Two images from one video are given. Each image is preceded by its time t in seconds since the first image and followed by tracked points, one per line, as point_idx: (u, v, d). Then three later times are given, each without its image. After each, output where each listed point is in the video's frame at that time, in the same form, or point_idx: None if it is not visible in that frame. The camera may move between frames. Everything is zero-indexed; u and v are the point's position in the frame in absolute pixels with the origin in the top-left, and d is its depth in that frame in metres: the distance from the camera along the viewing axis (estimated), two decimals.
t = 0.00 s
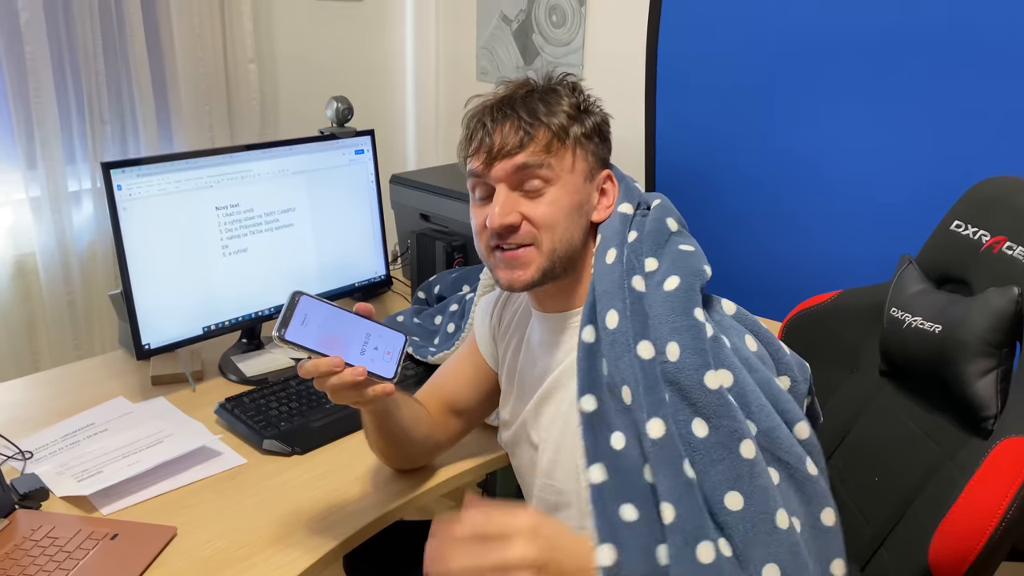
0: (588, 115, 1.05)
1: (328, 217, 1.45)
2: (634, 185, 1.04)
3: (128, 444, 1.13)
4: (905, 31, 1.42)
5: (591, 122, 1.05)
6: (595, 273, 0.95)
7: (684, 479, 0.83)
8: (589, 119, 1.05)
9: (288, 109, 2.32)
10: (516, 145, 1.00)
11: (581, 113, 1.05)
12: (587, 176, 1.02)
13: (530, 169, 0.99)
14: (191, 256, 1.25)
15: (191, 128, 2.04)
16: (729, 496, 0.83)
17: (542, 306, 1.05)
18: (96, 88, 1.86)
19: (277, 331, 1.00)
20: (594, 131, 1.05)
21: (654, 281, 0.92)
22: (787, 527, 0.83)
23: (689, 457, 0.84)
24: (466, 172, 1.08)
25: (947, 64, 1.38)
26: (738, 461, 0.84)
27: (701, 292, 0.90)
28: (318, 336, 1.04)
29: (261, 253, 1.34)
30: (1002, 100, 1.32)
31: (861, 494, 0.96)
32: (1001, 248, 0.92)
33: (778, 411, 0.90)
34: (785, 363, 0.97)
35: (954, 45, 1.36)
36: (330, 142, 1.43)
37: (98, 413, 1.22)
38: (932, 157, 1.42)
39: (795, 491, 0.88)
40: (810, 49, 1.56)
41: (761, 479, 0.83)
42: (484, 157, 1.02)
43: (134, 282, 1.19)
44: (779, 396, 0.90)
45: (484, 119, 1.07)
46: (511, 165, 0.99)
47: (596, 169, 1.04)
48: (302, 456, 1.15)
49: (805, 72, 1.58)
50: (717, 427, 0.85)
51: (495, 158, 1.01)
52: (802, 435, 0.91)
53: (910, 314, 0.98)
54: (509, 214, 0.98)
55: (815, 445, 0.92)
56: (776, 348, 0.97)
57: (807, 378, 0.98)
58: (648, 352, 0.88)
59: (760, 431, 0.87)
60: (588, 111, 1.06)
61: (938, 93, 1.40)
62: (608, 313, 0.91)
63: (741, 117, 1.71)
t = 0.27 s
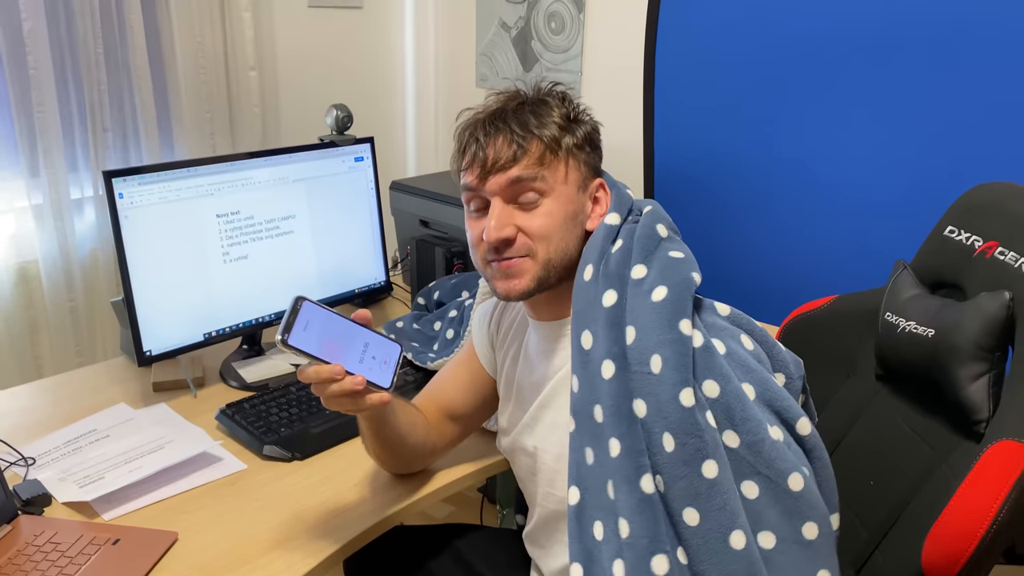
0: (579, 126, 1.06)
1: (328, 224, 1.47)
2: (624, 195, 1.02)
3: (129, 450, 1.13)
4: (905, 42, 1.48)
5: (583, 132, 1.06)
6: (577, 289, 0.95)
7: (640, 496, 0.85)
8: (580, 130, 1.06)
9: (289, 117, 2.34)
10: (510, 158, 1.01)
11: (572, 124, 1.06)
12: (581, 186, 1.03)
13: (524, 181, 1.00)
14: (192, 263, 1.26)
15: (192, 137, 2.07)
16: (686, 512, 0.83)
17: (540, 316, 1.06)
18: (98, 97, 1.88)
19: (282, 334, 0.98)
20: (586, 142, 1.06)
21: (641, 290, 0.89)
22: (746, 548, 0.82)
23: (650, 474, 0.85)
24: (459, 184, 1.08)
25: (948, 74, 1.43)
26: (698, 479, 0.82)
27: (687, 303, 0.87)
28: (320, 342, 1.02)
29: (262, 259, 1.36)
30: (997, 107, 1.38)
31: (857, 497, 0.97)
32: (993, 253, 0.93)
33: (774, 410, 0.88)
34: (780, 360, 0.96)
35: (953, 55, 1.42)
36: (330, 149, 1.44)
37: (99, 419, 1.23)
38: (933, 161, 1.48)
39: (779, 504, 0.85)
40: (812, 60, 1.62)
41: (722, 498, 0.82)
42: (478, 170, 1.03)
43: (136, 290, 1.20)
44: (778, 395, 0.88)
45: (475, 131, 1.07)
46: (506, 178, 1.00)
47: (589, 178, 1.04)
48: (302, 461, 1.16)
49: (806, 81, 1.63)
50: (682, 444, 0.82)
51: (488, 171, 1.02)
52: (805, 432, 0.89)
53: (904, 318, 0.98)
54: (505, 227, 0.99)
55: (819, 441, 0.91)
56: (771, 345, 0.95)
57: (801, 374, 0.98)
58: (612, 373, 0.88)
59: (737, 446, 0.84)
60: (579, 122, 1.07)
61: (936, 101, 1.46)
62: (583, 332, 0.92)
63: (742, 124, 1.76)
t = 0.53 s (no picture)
0: (567, 129, 1.00)
1: (331, 227, 1.47)
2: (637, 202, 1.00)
3: (131, 453, 1.14)
4: (907, 46, 1.48)
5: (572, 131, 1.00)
6: (583, 294, 0.94)
7: (641, 506, 0.85)
8: (567, 133, 0.99)
9: (291, 121, 2.34)
10: (486, 172, 0.99)
11: (560, 128, 0.99)
12: (563, 196, 0.98)
13: (496, 200, 0.98)
14: (194, 267, 1.27)
15: (194, 141, 2.08)
16: (685, 525, 0.84)
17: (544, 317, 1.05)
18: (101, 101, 1.89)
19: (304, 343, 0.94)
20: (575, 145, 0.99)
21: (648, 299, 0.89)
22: (743, 562, 0.83)
23: (651, 484, 0.85)
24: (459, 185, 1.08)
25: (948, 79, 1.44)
26: (698, 493, 0.84)
27: (695, 316, 0.87)
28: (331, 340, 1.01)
29: (264, 263, 1.36)
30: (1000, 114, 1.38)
31: (859, 501, 0.97)
32: (995, 256, 0.93)
33: (776, 425, 0.88)
34: (786, 372, 0.94)
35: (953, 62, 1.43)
36: (332, 153, 1.45)
37: (102, 422, 1.23)
38: (935, 169, 1.48)
39: (776, 519, 0.85)
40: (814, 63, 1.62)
41: (720, 512, 0.83)
42: (465, 181, 1.02)
43: (138, 293, 1.21)
44: (781, 410, 0.87)
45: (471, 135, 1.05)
46: (481, 194, 0.99)
47: (576, 186, 0.98)
48: (304, 464, 1.16)
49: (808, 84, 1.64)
50: (683, 458, 0.84)
51: (470, 184, 1.01)
52: (806, 448, 0.89)
53: (907, 321, 0.98)
54: (480, 243, 0.99)
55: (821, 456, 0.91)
56: (776, 357, 0.94)
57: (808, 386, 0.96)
58: (616, 381, 0.88)
59: (738, 461, 0.85)
60: (569, 124, 1.00)
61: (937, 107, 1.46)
62: (588, 338, 0.92)
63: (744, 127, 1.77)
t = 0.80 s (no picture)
0: (576, 142, 0.98)
1: (334, 230, 1.47)
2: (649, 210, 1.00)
3: (135, 455, 1.14)
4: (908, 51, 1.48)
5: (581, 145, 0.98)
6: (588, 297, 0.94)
7: (640, 512, 0.85)
8: (575, 147, 0.98)
9: (294, 123, 2.35)
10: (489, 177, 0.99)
11: (568, 140, 0.98)
12: (563, 211, 0.98)
13: (495, 206, 0.99)
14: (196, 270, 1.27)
15: (197, 143, 2.08)
16: (683, 532, 0.85)
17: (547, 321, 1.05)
18: (105, 104, 1.90)
19: (316, 318, 0.94)
20: (581, 160, 0.97)
21: (652, 305, 0.89)
22: (738, 571, 0.84)
23: (650, 490, 0.85)
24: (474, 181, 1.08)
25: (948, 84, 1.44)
26: (696, 500, 0.84)
27: (699, 324, 0.87)
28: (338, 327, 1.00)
29: (267, 266, 1.36)
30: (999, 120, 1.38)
31: (863, 505, 0.97)
32: (1000, 259, 0.93)
33: (777, 433, 0.87)
34: (790, 381, 0.94)
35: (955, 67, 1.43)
36: (335, 156, 1.45)
37: (106, 425, 1.23)
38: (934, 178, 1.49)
39: (774, 527, 0.86)
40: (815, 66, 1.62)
41: (718, 521, 0.84)
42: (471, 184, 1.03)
43: (142, 296, 1.21)
44: (783, 418, 0.87)
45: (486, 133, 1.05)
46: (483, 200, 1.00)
47: (578, 202, 0.98)
48: (308, 466, 1.16)
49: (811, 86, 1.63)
50: (682, 465, 0.84)
51: (476, 186, 1.01)
52: (808, 455, 0.88)
53: (911, 325, 0.98)
54: (478, 248, 1.01)
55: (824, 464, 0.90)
56: (781, 366, 0.93)
57: (812, 394, 0.96)
58: (618, 386, 0.87)
59: (737, 469, 0.85)
60: (579, 137, 0.98)
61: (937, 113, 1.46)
62: (591, 342, 0.92)
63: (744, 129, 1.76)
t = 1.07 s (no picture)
0: (572, 143, 0.97)
1: (337, 231, 1.48)
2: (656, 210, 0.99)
3: (139, 456, 1.14)
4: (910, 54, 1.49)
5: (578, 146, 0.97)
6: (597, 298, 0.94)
7: (645, 516, 0.85)
8: (571, 148, 0.97)
9: (297, 125, 2.35)
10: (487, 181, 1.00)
11: (565, 141, 0.97)
12: (561, 213, 0.97)
13: (494, 210, 0.99)
14: (200, 271, 1.27)
15: (200, 146, 2.09)
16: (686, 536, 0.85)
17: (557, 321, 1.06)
18: (108, 107, 1.90)
19: (319, 318, 0.95)
20: (578, 161, 0.97)
21: (663, 309, 0.89)
22: None
23: (656, 493, 0.85)
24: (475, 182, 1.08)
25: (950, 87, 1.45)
26: (702, 504, 0.84)
27: (708, 329, 0.87)
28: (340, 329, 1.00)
29: (271, 267, 1.37)
30: (1002, 122, 1.39)
31: (867, 506, 0.97)
32: (1004, 259, 0.93)
33: (782, 442, 0.88)
34: (799, 388, 0.94)
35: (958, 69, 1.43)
36: (339, 157, 1.46)
37: (111, 426, 1.24)
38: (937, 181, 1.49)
39: (778, 536, 0.86)
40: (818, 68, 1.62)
41: (723, 526, 0.84)
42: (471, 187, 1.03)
43: (146, 297, 1.21)
44: (789, 427, 0.87)
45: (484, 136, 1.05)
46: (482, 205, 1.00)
47: (575, 204, 0.97)
48: (312, 467, 1.16)
49: (813, 89, 1.64)
50: (689, 469, 0.84)
51: (476, 189, 1.01)
52: (813, 464, 0.88)
53: (915, 325, 0.98)
54: (479, 252, 1.01)
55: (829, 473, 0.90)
56: (789, 373, 0.94)
57: (820, 403, 0.96)
58: (627, 388, 0.88)
59: (742, 475, 0.85)
60: (575, 137, 0.97)
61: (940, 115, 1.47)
62: (600, 343, 0.92)
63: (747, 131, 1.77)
